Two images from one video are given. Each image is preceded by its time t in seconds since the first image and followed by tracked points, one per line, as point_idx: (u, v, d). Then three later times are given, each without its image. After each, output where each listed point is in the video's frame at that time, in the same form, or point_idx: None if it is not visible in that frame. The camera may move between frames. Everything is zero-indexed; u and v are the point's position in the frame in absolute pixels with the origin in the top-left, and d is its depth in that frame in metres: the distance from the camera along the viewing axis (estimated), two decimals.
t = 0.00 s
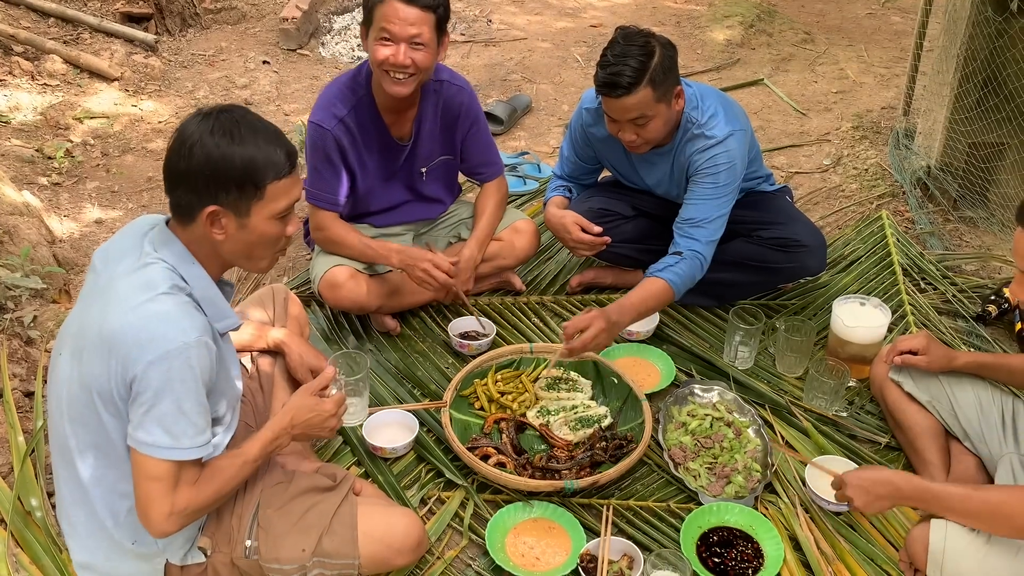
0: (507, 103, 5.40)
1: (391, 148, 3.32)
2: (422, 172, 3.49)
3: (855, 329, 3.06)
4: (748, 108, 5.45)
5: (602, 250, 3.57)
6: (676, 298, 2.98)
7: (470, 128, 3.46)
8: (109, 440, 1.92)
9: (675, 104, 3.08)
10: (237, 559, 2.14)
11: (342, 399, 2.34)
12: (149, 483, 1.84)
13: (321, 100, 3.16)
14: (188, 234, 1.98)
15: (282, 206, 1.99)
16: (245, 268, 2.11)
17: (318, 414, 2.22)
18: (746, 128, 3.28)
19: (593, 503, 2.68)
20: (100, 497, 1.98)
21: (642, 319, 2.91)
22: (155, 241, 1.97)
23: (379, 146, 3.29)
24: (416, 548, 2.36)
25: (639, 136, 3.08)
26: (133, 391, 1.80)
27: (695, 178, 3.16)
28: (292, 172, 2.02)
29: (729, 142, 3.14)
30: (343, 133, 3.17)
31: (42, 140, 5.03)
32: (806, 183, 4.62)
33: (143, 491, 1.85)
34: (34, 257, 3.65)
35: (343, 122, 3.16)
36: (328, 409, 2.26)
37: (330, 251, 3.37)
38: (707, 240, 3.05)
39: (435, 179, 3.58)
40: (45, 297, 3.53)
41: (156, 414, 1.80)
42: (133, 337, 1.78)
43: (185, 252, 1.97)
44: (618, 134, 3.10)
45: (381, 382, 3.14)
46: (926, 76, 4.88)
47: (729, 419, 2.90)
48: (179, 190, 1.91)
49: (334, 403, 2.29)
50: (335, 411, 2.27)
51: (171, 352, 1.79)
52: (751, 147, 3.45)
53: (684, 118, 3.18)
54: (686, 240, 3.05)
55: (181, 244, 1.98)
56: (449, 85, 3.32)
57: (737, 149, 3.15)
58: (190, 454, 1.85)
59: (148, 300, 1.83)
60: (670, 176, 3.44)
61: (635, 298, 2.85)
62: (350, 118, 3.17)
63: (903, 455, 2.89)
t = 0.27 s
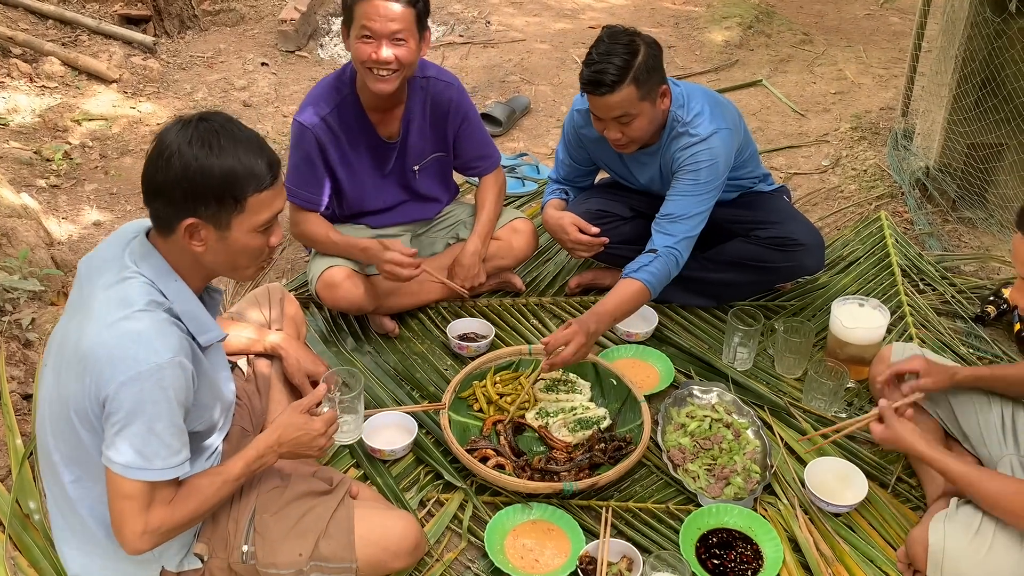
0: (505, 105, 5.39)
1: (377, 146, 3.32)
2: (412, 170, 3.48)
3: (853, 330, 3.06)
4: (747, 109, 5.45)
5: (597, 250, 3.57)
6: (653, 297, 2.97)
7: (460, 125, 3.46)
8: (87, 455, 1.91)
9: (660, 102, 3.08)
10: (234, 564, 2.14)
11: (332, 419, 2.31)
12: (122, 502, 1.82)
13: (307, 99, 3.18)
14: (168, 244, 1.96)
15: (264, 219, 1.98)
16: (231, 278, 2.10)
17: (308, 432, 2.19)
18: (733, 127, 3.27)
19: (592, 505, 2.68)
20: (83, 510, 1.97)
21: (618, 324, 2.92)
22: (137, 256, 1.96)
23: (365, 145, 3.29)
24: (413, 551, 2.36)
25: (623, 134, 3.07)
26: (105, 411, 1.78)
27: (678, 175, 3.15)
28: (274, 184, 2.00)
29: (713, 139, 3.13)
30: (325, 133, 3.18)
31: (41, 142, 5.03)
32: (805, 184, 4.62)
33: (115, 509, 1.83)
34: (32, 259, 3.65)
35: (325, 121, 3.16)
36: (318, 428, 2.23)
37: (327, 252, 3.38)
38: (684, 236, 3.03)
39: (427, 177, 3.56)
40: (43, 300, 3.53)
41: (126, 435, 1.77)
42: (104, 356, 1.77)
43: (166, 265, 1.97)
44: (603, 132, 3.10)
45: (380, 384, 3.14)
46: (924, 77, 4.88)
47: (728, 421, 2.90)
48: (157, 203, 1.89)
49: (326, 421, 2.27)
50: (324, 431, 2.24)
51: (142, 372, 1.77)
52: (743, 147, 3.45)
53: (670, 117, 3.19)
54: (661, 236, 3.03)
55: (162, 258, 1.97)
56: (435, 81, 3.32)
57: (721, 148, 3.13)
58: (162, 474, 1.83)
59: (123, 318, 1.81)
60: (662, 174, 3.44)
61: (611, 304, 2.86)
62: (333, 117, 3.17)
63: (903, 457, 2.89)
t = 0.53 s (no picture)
0: (505, 108, 5.40)
1: (374, 148, 3.32)
2: (412, 169, 3.47)
3: (853, 334, 3.07)
4: (746, 113, 5.46)
5: (598, 252, 3.57)
6: (661, 299, 2.96)
7: (456, 122, 3.47)
8: (82, 463, 1.90)
9: (652, 101, 3.08)
10: (234, 568, 2.13)
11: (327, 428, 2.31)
12: (114, 511, 1.81)
13: (300, 106, 3.19)
14: (161, 251, 1.95)
15: (259, 216, 1.99)
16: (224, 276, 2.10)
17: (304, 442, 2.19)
18: (729, 125, 3.28)
19: (592, 509, 2.68)
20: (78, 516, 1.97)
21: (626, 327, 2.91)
22: (131, 263, 1.96)
23: (360, 148, 3.29)
24: (413, 555, 2.36)
25: (617, 134, 3.06)
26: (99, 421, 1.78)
27: (676, 175, 3.15)
28: (264, 181, 2.00)
29: (708, 139, 3.13)
30: (320, 138, 3.19)
31: (41, 145, 5.03)
32: (804, 188, 4.62)
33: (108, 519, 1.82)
34: (31, 262, 3.65)
35: (320, 126, 3.17)
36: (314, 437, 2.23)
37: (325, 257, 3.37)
38: (686, 235, 3.02)
39: (427, 176, 3.56)
40: (43, 303, 3.53)
41: (118, 446, 1.76)
42: (98, 366, 1.76)
43: (157, 272, 1.96)
44: (596, 133, 3.10)
45: (380, 388, 3.14)
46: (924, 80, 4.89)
47: (728, 425, 2.90)
48: (151, 209, 1.88)
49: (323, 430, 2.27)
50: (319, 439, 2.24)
51: (135, 384, 1.76)
52: (741, 148, 3.46)
53: (665, 118, 3.19)
54: (664, 236, 3.01)
55: (153, 264, 1.97)
56: (429, 79, 3.32)
57: (717, 146, 3.14)
58: (155, 485, 1.82)
59: (116, 328, 1.81)
60: (659, 175, 3.44)
61: (620, 308, 2.85)
62: (326, 122, 3.18)
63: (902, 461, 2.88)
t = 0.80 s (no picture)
0: (507, 111, 5.40)
1: (376, 152, 3.33)
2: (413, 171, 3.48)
3: (855, 339, 3.07)
4: (748, 117, 5.47)
5: (600, 257, 3.57)
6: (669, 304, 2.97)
7: (456, 122, 3.48)
8: (88, 454, 1.90)
9: (657, 107, 3.09)
10: (235, 570, 2.13)
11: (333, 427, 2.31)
12: (115, 505, 1.81)
13: (301, 109, 3.19)
14: (178, 244, 1.94)
15: (277, 211, 2.00)
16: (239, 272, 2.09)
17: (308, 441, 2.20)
18: (734, 133, 3.28)
19: (594, 513, 2.68)
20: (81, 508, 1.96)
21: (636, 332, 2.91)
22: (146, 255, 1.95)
23: (362, 152, 3.30)
24: (415, 558, 2.36)
25: (622, 139, 3.07)
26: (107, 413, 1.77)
27: (681, 181, 3.15)
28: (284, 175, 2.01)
29: (713, 144, 3.13)
30: (321, 143, 3.19)
31: (43, 147, 5.04)
32: (806, 192, 4.63)
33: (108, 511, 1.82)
34: (33, 264, 3.65)
35: (321, 131, 3.17)
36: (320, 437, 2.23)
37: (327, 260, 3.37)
38: (693, 241, 3.02)
39: (427, 177, 3.57)
40: (45, 305, 3.53)
41: (125, 438, 1.76)
42: (109, 357, 1.76)
43: (172, 267, 1.95)
44: (601, 137, 3.10)
45: (382, 391, 3.14)
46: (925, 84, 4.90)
47: (730, 429, 2.90)
48: (175, 200, 1.87)
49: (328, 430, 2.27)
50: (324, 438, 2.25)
51: (145, 376, 1.76)
52: (744, 153, 3.47)
53: (669, 123, 3.20)
54: (671, 241, 3.02)
55: (168, 259, 1.96)
56: (429, 79, 3.32)
57: (722, 151, 3.14)
58: (157, 480, 1.82)
59: (128, 320, 1.80)
60: (662, 179, 3.45)
61: (632, 313, 2.85)
62: (328, 126, 3.18)
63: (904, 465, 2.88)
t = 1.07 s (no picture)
0: (509, 114, 5.41)
1: (380, 155, 3.33)
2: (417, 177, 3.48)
3: (857, 342, 3.06)
4: (749, 120, 5.47)
5: (601, 260, 3.57)
6: (681, 300, 2.97)
7: (461, 129, 3.46)
8: (114, 446, 1.88)
9: (659, 109, 3.09)
10: (238, 571, 2.13)
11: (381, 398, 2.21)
12: (150, 492, 1.78)
13: (307, 111, 3.21)
14: (210, 239, 1.93)
15: (311, 213, 2.00)
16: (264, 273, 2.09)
17: (350, 412, 2.11)
18: (734, 129, 3.30)
19: (596, 516, 2.67)
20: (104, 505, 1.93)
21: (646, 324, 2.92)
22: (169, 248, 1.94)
23: (366, 155, 3.31)
24: (418, 561, 2.35)
25: (625, 142, 3.07)
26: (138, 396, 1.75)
27: (686, 180, 3.15)
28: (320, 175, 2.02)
29: (715, 142, 3.14)
30: (326, 144, 3.21)
31: (45, 148, 5.04)
32: (807, 196, 4.63)
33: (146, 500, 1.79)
34: (35, 266, 3.65)
35: (327, 133, 3.19)
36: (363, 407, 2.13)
37: (329, 261, 3.37)
38: (703, 236, 3.01)
39: (430, 183, 3.57)
40: (46, 306, 3.53)
41: (156, 421, 1.74)
42: (137, 341, 1.75)
43: (198, 258, 1.94)
44: (605, 142, 3.11)
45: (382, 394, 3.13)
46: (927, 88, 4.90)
47: (732, 432, 2.89)
48: (216, 192, 1.87)
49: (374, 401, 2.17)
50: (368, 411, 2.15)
51: (174, 357, 1.74)
52: (746, 154, 3.48)
53: (671, 125, 3.20)
54: (680, 237, 3.02)
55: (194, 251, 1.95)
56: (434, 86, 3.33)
57: (725, 149, 3.15)
58: (190, 464, 1.77)
59: (154, 305, 1.79)
60: (665, 182, 3.45)
61: (641, 306, 2.87)
62: (334, 129, 3.20)
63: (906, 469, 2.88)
